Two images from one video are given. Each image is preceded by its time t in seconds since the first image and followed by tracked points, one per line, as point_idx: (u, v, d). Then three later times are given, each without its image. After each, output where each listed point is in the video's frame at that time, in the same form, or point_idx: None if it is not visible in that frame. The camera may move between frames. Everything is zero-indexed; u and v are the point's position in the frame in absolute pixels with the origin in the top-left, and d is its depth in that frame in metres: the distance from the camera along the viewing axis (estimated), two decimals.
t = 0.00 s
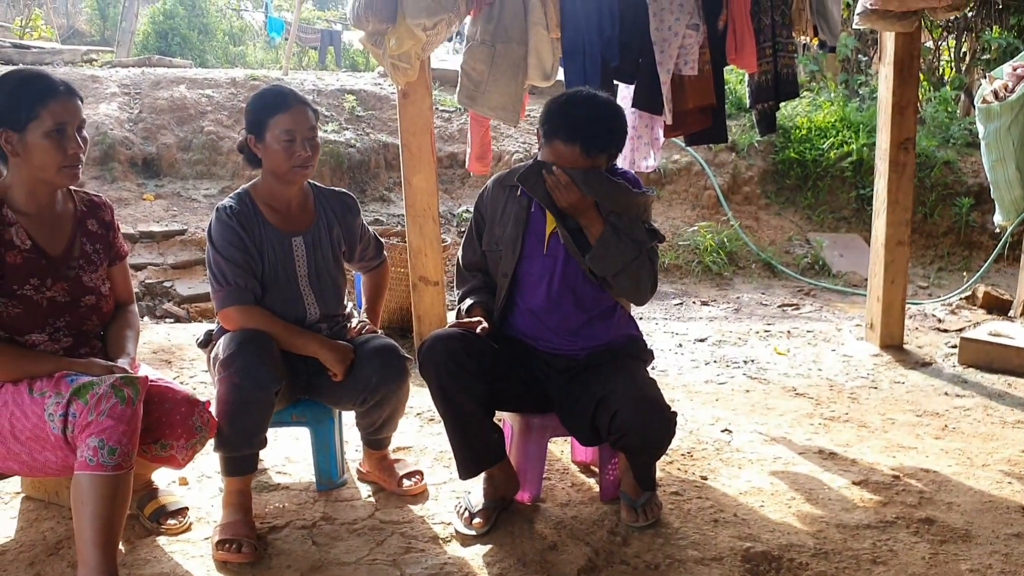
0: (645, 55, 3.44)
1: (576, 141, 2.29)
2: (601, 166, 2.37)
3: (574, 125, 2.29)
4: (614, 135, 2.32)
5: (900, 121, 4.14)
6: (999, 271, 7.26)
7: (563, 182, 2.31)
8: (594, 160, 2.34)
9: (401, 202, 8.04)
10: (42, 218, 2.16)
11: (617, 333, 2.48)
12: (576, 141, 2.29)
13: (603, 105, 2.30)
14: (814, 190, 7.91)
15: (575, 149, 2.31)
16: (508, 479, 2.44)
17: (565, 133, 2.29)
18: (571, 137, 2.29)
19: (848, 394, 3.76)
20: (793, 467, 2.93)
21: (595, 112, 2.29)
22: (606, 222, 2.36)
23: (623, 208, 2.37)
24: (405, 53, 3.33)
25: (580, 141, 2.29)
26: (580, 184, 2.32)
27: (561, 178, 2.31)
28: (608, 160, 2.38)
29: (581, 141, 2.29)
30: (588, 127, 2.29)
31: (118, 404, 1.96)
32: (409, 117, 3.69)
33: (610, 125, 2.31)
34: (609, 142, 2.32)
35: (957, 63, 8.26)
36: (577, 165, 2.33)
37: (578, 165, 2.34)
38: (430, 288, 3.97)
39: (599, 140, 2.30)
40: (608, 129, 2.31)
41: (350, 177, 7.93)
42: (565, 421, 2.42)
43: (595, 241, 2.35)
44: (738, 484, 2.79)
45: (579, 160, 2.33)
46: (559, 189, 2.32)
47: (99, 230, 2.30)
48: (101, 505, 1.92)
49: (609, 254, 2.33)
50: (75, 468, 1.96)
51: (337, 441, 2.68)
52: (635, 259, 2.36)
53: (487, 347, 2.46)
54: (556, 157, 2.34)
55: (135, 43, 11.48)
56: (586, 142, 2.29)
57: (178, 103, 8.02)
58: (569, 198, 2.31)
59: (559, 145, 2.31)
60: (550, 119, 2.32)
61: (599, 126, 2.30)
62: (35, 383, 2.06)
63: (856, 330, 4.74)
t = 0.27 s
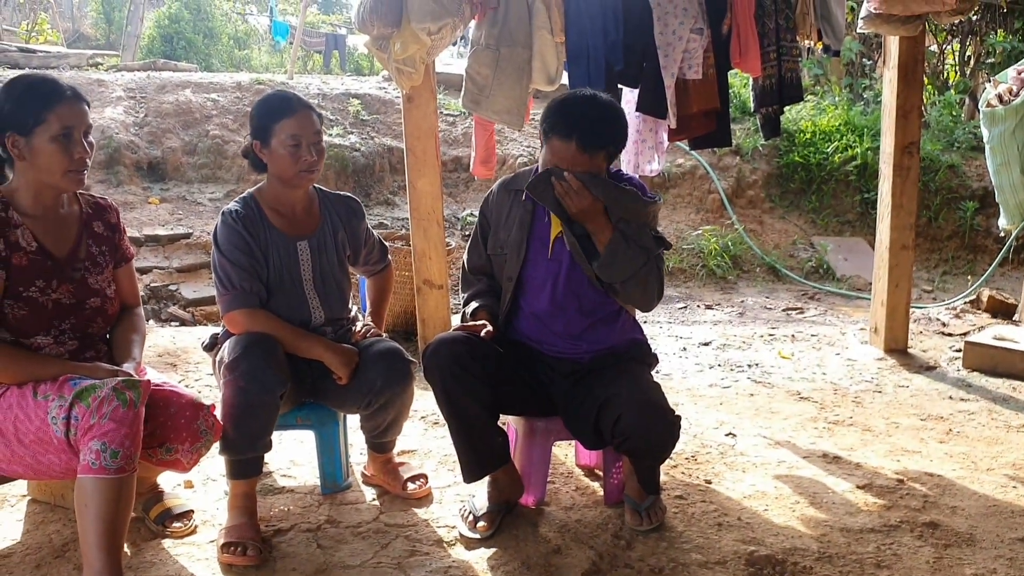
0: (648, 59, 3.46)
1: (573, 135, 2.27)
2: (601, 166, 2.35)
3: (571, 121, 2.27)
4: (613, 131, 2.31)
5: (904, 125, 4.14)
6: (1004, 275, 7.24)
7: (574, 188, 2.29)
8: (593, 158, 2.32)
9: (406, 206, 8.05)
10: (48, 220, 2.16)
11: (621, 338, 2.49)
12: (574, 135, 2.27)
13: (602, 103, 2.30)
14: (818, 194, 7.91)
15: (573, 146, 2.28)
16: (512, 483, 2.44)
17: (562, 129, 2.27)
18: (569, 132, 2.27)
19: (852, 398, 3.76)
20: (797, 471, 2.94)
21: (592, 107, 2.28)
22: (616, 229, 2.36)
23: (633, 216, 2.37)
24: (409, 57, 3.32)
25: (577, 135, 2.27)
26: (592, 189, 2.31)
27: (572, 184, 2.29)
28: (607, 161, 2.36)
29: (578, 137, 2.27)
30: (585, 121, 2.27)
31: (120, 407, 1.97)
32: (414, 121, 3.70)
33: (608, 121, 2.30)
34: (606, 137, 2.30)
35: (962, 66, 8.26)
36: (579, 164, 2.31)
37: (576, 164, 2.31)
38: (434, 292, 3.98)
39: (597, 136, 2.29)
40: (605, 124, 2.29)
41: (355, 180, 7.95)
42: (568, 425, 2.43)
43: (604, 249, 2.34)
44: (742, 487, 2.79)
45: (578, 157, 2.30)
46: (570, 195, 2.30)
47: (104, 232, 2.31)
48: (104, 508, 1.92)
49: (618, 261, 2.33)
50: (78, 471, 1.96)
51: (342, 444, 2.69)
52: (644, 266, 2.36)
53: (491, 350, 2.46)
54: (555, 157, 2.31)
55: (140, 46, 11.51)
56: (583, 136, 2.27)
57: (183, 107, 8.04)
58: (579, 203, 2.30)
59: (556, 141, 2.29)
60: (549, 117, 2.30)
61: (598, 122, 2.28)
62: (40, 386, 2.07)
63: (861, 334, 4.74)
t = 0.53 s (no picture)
0: (651, 61, 3.44)
1: (575, 134, 2.28)
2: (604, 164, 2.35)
3: (573, 119, 2.27)
4: (615, 128, 2.31)
5: (907, 126, 4.14)
6: (1007, 276, 7.23)
7: (588, 184, 2.29)
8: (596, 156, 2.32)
9: (409, 207, 8.07)
10: (52, 222, 2.17)
11: (623, 339, 2.49)
12: (577, 134, 2.28)
13: (602, 100, 2.30)
14: (822, 195, 7.90)
15: (576, 145, 2.29)
16: (515, 484, 2.44)
17: (564, 128, 2.28)
18: (571, 131, 2.28)
19: (854, 399, 3.76)
20: (800, 472, 2.93)
21: (593, 104, 2.28)
22: (623, 228, 2.36)
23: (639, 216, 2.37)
24: (413, 60, 3.36)
25: (579, 133, 2.28)
26: (606, 186, 2.30)
27: (586, 180, 2.29)
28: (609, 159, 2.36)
29: (579, 134, 2.28)
30: (587, 119, 2.27)
31: (123, 408, 1.97)
32: (417, 123, 3.71)
33: (609, 118, 2.30)
34: (608, 134, 2.30)
35: (966, 68, 8.25)
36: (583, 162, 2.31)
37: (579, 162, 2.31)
38: (436, 293, 3.99)
39: (600, 134, 2.29)
40: (607, 121, 2.30)
41: (358, 182, 7.97)
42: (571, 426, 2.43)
43: (611, 248, 2.34)
44: (744, 489, 2.79)
45: (581, 156, 2.30)
46: (583, 193, 2.29)
47: (108, 234, 2.31)
48: (107, 509, 1.93)
49: (625, 260, 2.32)
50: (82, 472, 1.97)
51: (344, 445, 2.70)
52: (650, 267, 2.36)
53: (493, 352, 2.47)
54: (558, 155, 2.31)
55: (145, 48, 11.55)
56: (586, 134, 2.28)
57: (187, 109, 8.06)
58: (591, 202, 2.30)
59: (559, 139, 2.29)
60: (550, 116, 2.30)
61: (600, 120, 2.29)
62: (43, 387, 2.08)
63: (864, 336, 4.73)
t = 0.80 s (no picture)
0: (658, 63, 3.44)
1: (590, 149, 2.30)
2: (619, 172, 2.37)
3: (587, 135, 2.29)
4: (626, 137, 2.33)
5: (914, 129, 4.13)
6: (1015, 279, 7.20)
7: (593, 186, 2.29)
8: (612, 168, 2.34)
9: (416, 209, 8.08)
10: (60, 225, 2.18)
11: (629, 341, 2.49)
12: (592, 149, 2.30)
13: (611, 109, 2.31)
14: (829, 198, 7.89)
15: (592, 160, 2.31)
16: (521, 486, 2.45)
17: (578, 143, 2.30)
18: (586, 146, 2.29)
19: (861, 402, 3.75)
20: (807, 475, 2.93)
21: (604, 117, 2.29)
22: (626, 230, 2.36)
23: (646, 219, 2.36)
24: (419, 62, 3.36)
25: (594, 149, 2.29)
26: (609, 187, 2.30)
27: (590, 183, 2.29)
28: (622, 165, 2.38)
29: (594, 148, 2.29)
30: (600, 133, 2.29)
31: (131, 409, 1.99)
32: (424, 125, 3.72)
33: (622, 129, 2.31)
34: (622, 146, 2.32)
35: (973, 70, 8.23)
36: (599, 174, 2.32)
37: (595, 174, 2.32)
38: (443, 295, 3.99)
39: (614, 147, 2.31)
40: (621, 133, 2.31)
41: (365, 184, 7.99)
42: (577, 428, 2.43)
43: (613, 248, 2.35)
44: (751, 492, 2.79)
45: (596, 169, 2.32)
46: (587, 195, 2.30)
47: (116, 236, 2.33)
48: (116, 510, 1.94)
49: (627, 262, 2.33)
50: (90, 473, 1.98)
51: (351, 447, 2.70)
52: (652, 268, 2.37)
53: (500, 353, 2.47)
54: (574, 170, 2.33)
55: (153, 51, 11.59)
56: (600, 149, 2.30)
57: (196, 111, 8.09)
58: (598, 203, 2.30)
59: (574, 155, 2.31)
60: (560, 128, 2.32)
61: (612, 132, 2.30)
62: (52, 389, 2.09)
63: (870, 339, 4.73)
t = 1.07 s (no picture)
0: (662, 65, 3.49)
1: (597, 145, 2.30)
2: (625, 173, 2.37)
3: (595, 131, 2.29)
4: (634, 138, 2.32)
5: (919, 131, 4.13)
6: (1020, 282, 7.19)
7: (589, 188, 2.31)
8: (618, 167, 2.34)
9: (420, 211, 8.09)
10: (66, 226, 2.19)
11: (633, 343, 2.49)
12: (599, 146, 2.29)
13: (618, 107, 2.30)
14: (833, 200, 7.88)
15: (599, 156, 2.31)
16: (526, 487, 2.45)
17: (586, 139, 2.30)
18: (594, 143, 2.29)
19: (866, 404, 3.75)
20: (811, 477, 2.93)
21: (612, 114, 2.29)
22: (627, 232, 2.37)
23: (647, 221, 2.36)
24: (424, 64, 3.38)
25: (601, 145, 2.29)
26: (606, 189, 2.31)
27: (587, 184, 2.31)
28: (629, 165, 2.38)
29: (602, 145, 2.29)
30: (608, 131, 2.28)
31: (138, 410, 1.99)
32: (429, 127, 3.73)
33: (629, 129, 2.31)
34: (630, 145, 2.31)
35: (978, 72, 8.23)
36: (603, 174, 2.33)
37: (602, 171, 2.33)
38: (447, 297, 4.00)
39: (622, 146, 2.30)
40: (628, 132, 2.31)
41: (370, 186, 7.99)
42: (582, 430, 2.43)
43: (613, 250, 2.36)
44: (755, 493, 2.79)
45: (603, 165, 2.32)
46: (584, 197, 2.32)
47: (122, 238, 2.34)
48: (123, 511, 1.95)
49: (628, 264, 2.34)
50: (97, 473, 1.99)
51: (356, 448, 2.71)
52: (654, 270, 2.37)
53: (505, 355, 2.47)
54: (579, 165, 2.33)
55: (158, 53, 11.62)
56: (607, 146, 2.30)
57: (201, 113, 8.11)
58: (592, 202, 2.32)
59: (581, 151, 2.31)
60: (567, 127, 2.33)
61: (620, 129, 2.30)
62: (59, 389, 2.09)
63: (875, 341, 4.72)
